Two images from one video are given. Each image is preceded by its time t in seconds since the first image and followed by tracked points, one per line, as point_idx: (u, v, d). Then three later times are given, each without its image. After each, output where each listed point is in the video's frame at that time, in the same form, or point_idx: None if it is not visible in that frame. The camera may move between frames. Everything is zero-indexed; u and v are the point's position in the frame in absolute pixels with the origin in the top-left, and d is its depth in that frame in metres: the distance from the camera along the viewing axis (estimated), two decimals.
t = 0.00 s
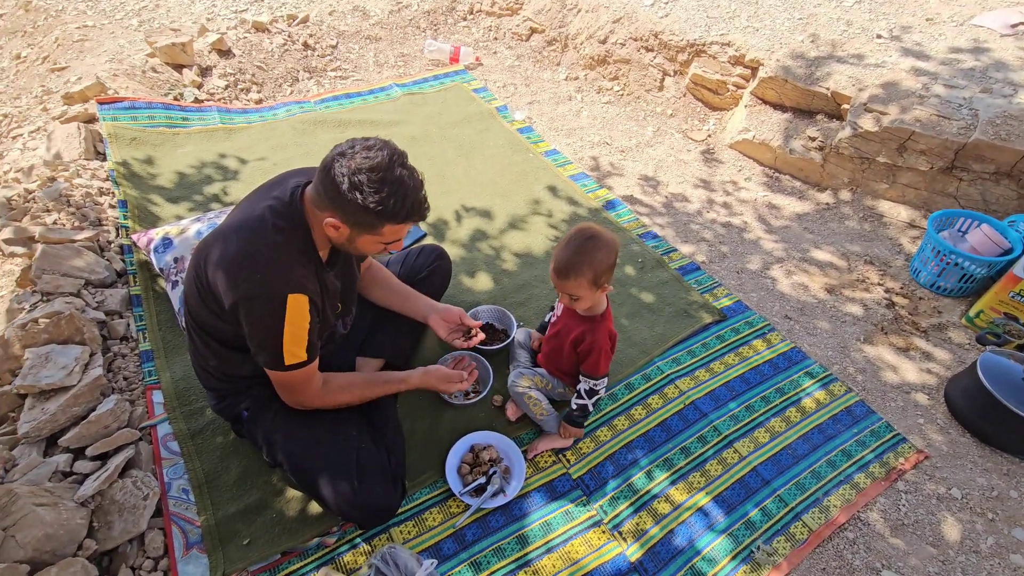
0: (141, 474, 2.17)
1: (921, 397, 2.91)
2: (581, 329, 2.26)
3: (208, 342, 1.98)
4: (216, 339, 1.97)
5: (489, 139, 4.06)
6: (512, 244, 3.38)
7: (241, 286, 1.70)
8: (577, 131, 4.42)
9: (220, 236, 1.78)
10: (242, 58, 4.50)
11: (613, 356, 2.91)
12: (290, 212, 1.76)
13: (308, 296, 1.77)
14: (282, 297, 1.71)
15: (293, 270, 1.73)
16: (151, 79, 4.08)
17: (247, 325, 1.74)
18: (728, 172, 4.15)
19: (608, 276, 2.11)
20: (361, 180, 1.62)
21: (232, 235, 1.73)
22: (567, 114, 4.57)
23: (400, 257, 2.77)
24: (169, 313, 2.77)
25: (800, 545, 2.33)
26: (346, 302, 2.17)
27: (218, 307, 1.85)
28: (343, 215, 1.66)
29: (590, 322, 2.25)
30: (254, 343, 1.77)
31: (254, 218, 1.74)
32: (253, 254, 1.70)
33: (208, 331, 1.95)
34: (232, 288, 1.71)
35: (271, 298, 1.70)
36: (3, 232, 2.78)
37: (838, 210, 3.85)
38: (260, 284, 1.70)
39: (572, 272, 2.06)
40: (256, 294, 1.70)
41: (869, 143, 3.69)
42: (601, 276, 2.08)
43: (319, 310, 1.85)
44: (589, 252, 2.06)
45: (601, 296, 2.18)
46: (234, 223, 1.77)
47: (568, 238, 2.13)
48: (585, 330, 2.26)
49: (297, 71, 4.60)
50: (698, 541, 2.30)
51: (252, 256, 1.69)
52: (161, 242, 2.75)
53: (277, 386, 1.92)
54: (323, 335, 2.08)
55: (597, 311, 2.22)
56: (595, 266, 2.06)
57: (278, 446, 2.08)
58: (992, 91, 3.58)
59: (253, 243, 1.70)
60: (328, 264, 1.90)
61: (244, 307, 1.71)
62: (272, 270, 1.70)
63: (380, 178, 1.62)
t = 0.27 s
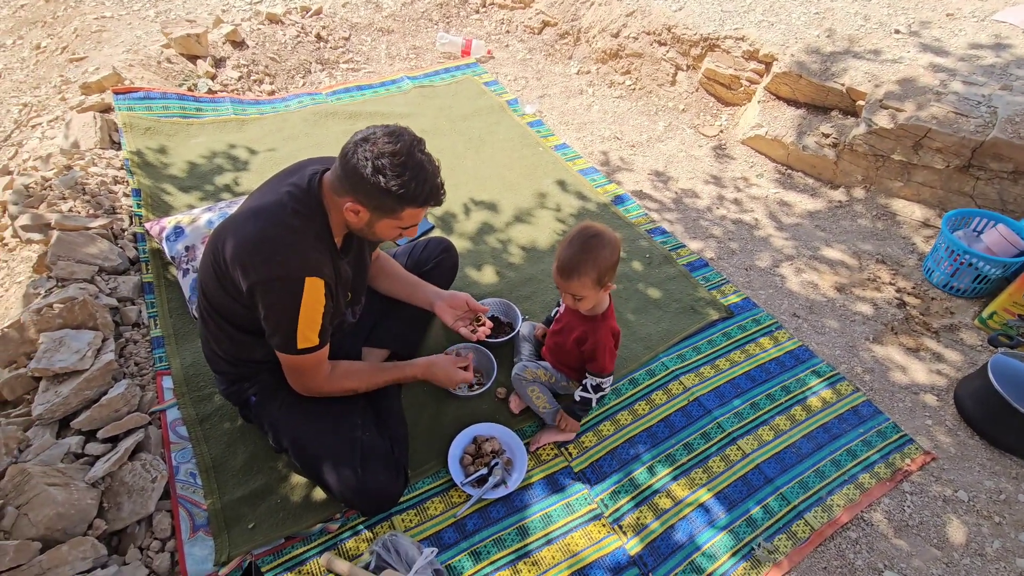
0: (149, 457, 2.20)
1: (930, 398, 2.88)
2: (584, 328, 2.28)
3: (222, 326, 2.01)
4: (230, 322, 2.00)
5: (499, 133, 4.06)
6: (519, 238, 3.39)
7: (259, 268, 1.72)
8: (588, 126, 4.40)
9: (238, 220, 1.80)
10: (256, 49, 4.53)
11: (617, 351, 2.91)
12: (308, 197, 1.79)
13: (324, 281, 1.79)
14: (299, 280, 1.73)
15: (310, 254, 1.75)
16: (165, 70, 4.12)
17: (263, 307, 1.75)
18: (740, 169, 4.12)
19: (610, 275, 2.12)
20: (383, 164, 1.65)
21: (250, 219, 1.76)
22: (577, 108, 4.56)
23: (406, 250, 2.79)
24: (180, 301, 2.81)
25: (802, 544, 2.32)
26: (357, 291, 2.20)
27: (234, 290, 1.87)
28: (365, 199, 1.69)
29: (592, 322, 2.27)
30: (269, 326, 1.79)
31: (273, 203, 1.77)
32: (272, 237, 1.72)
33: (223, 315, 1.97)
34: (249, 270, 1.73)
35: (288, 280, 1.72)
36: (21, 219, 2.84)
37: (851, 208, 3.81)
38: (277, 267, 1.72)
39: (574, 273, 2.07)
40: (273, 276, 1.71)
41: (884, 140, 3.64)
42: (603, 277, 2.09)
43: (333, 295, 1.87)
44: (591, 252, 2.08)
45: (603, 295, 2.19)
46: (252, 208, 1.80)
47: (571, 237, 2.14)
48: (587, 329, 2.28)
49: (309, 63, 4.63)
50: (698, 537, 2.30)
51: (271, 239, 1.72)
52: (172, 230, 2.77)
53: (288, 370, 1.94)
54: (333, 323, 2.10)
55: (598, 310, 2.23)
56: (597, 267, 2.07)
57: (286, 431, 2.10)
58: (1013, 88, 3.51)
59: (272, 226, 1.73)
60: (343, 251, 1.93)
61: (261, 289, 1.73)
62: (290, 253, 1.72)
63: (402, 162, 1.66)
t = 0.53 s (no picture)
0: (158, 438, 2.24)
1: (940, 397, 2.84)
2: (583, 333, 2.29)
3: (234, 310, 2.02)
4: (242, 306, 2.01)
5: (509, 125, 4.05)
6: (527, 230, 3.38)
7: (273, 252, 1.73)
8: (598, 119, 4.38)
9: (251, 204, 1.81)
10: (268, 39, 4.55)
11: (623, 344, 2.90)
12: (322, 182, 1.80)
13: (336, 265, 1.79)
14: (311, 263, 1.74)
15: (322, 238, 1.76)
16: (179, 59, 4.16)
17: (276, 290, 1.76)
18: (751, 163, 4.08)
19: (610, 287, 2.11)
20: (399, 149, 1.65)
21: (264, 202, 1.77)
22: (588, 100, 4.53)
23: (414, 239, 2.80)
24: (190, 286, 2.84)
25: (805, 540, 2.30)
26: (365, 279, 2.21)
27: (247, 273, 1.88)
28: (379, 184, 1.69)
29: (589, 327, 2.29)
30: (281, 309, 1.80)
31: (286, 188, 1.78)
32: (285, 220, 1.73)
33: (235, 298, 1.99)
34: (262, 253, 1.74)
35: (300, 263, 1.73)
36: (36, 204, 2.88)
37: (863, 204, 3.76)
38: (290, 249, 1.72)
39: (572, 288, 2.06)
40: (286, 258, 1.72)
41: (899, 136, 3.59)
42: (603, 290, 2.09)
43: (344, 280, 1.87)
44: (591, 266, 2.06)
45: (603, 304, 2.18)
46: (265, 192, 1.81)
47: (571, 245, 2.12)
48: (583, 332, 2.31)
49: (321, 53, 4.65)
50: (700, 530, 2.30)
51: (284, 222, 1.73)
52: (183, 217, 2.81)
53: (298, 354, 1.95)
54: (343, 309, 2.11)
55: (598, 317, 2.23)
56: (596, 280, 2.06)
57: (293, 415, 2.12)
58: None
59: (285, 209, 1.74)
60: (355, 237, 1.93)
61: (274, 272, 1.74)
62: (303, 236, 1.73)
63: (417, 148, 1.66)
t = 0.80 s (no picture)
0: (168, 422, 2.27)
1: (951, 395, 2.81)
2: (580, 332, 2.30)
3: (242, 296, 2.04)
4: (250, 292, 2.03)
5: (519, 118, 4.05)
6: (535, 223, 3.38)
7: (279, 237, 1.73)
8: (608, 112, 4.36)
9: (259, 190, 1.83)
10: (281, 30, 4.58)
11: (630, 337, 2.90)
12: (330, 170, 1.81)
13: (342, 253, 1.80)
14: (318, 250, 1.74)
15: (329, 225, 1.77)
16: (192, 49, 4.19)
17: (282, 277, 1.77)
18: (763, 159, 4.05)
19: (609, 293, 2.11)
20: (408, 136, 1.64)
21: (272, 189, 1.78)
22: (598, 94, 4.52)
23: (422, 229, 2.81)
24: (201, 273, 2.87)
25: (809, 535, 2.29)
26: (373, 268, 2.22)
27: (255, 259, 1.89)
28: (388, 171, 1.69)
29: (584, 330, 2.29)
30: (288, 296, 1.80)
31: (295, 175, 1.80)
32: (293, 207, 1.74)
33: (244, 284, 2.01)
34: (269, 239, 1.75)
35: (307, 250, 1.73)
36: (51, 190, 2.92)
37: (876, 201, 3.72)
38: (297, 236, 1.73)
39: (571, 294, 2.06)
40: (293, 245, 1.73)
41: (914, 132, 3.54)
42: (601, 297, 2.09)
43: (350, 268, 1.87)
44: (589, 274, 2.05)
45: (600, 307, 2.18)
46: (274, 179, 1.82)
47: (572, 249, 2.13)
48: (579, 332, 2.32)
49: (332, 45, 4.67)
50: (704, 524, 2.29)
51: (292, 208, 1.74)
52: (195, 205, 2.84)
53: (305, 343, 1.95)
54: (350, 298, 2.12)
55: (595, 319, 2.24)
56: (593, 288, 2.06)
57: (300, 401, 2.14)
58: None
59: (294, 196, 1.75)
60: (362, 226, 1.93)
61: (281, 258, 1.75)
62: (310, 223, 1.74)
63: (426, 135, 1.65)
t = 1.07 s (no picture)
0: (173, 407, 2.29)
1: (962, 394, 2.77)
2: (585, 322, 2.27)
3: (245, 286, 2.04)
4: (253, 282, 2.03)
5: (528, 111, 4.04)
6: (542, 216, 3.37)
7: (279, 229, 1.72)
8: (618, 107, 4.34)
9: (263, 181, 1.83)
10: (291, 23, 4.60)
11: (636, 330, 2.88)
12: (334, 163, 1.80)
13: (342, 247, 1.79)
14: (318, 243, 1.73)
15: (331, 218, 1.76)
16: (203, 41, 4.22)
17: (282, 269, 1.76)
18: (774, 154, 4.01)
19: (615, 285, 2.09)
20: (412, 133, 1.62)
21: (275, 180, 1.78)
22: (608, 88, 4.50)
23: (428, 220, 2.81)
24: (208, 262, 2.89)
25: (815, 531, 2.27)
26: (377, 260, 2.22)
27: (257, 250, 1.89)
28: (392, 167, 1.67)
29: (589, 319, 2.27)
30: (287, 289, 1.80)
31: (298, 167, 1.79)
32: (294, 199, 1.73)
33: (247, 274, 2.01)
34: (270, 231, 1.74)
35: (307, 243, 1.72)
36: (62, 178, 2.95)
37: (888, 197, 3.68)
38: (298, 229, 1.72)
39: (578, 282, 2.04)
40: (293, 238, 1.72)
41: (928, 127, 3.49)
42: (608, 289, 2.08)
43: (350, 262, 1.86)
44: (598, 265, 2.04)
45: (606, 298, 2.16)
46: (278, 170, 1.81)
47: (582, 241, 2.12)
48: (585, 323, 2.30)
49: (342, 38, 4.68)
50: (708, 518, 2.27)
51: (293, 201, 1.73)
52: (203, 194, 2.86)
53: (305, 337, 1.95)
54: (352, 292, 2.11)
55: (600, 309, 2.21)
56: (601, 281, 2.05)
57: (303, 390, 2.15)
58: None
59: (295, 188, 1.74)
60: (365, 221, 1.92)
61: (281, 251, 1.74)
62: (311, 216, 1.73)
63: (430, 132, 1.63)
